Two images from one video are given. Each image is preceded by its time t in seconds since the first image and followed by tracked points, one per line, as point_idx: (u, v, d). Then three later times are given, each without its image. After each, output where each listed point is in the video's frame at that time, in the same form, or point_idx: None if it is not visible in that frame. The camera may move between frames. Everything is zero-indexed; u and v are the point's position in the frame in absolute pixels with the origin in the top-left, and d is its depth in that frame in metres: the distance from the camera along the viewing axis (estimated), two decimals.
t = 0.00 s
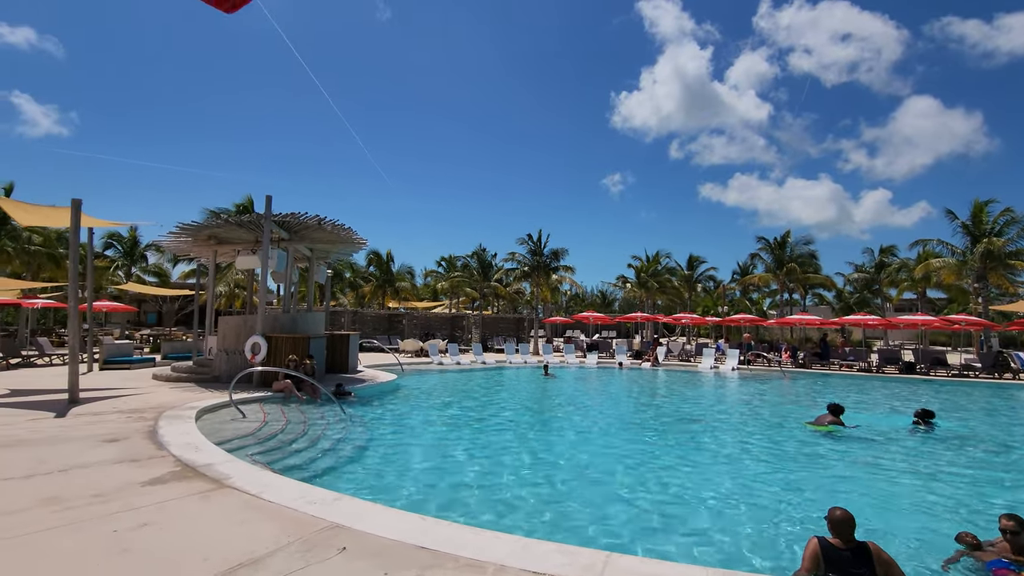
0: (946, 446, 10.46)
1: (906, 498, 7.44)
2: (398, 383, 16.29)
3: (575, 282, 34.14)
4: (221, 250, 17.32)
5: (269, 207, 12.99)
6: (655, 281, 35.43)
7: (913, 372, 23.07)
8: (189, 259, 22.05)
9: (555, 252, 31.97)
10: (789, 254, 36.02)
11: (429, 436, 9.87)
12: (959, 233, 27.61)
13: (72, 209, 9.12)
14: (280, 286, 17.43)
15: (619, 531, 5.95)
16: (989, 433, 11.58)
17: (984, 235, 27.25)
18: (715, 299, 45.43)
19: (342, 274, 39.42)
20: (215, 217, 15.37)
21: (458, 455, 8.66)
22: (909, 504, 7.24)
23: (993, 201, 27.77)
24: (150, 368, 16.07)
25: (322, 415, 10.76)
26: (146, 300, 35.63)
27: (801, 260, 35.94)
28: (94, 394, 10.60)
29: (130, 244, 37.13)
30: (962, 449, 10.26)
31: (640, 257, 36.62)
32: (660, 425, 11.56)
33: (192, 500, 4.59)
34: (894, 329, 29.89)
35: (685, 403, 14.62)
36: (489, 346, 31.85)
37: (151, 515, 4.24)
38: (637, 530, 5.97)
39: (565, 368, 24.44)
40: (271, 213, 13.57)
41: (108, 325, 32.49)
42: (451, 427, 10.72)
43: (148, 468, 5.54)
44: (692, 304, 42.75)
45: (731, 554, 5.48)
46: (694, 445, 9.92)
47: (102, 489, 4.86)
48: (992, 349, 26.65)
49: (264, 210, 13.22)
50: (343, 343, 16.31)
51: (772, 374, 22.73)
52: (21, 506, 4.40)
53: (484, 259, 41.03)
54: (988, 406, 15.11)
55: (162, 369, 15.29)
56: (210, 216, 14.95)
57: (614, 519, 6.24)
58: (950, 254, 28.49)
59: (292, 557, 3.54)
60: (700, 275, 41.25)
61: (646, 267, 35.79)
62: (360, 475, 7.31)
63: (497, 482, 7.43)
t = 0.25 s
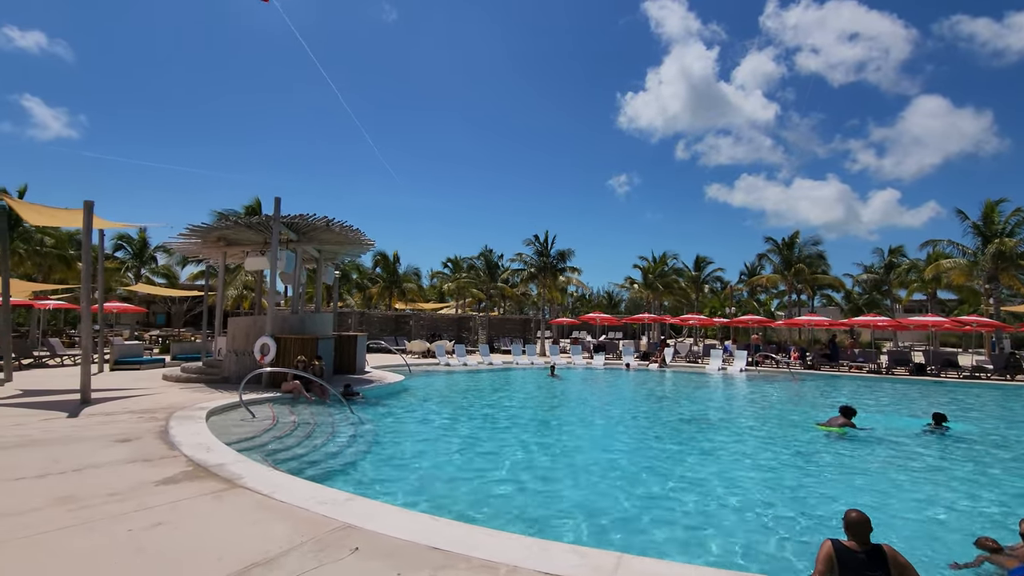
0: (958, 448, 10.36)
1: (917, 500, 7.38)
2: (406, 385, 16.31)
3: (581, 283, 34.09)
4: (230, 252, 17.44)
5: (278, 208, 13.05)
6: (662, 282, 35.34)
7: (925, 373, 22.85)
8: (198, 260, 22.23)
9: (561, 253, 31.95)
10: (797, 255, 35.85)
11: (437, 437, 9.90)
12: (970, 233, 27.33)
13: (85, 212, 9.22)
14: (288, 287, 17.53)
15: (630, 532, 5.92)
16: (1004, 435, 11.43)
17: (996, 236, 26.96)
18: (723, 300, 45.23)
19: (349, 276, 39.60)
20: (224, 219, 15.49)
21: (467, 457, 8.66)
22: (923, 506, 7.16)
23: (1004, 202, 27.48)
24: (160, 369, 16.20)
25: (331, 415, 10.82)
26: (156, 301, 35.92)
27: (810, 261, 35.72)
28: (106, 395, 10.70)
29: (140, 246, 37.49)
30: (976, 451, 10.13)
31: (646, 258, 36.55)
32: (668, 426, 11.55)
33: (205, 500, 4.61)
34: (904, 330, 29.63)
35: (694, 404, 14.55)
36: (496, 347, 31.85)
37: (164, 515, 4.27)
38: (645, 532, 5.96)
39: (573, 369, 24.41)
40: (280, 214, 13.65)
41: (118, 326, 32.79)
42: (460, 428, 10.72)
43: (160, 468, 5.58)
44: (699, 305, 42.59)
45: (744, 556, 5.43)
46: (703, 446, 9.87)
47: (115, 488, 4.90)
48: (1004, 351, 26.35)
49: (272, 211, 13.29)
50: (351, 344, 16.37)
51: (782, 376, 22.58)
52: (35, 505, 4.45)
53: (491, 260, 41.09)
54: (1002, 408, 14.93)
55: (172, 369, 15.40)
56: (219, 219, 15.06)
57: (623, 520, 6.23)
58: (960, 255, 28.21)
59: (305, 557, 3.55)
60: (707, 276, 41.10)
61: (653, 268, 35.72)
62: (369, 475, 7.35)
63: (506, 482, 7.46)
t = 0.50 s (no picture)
0: (965, 449, 10.29)
1: (924, 501, 7.34)
2: (411, 386, 16.31)
3: (585, 284, 34.03)
4: (235, 253, 17.49)
5: (283, 209, 13.09)
6: (666, 283, 35.26)
7: (931, 375, 22.71)
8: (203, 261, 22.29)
9: (565, 254, 31.94)
10: (802, 256, 35.75)
11: (443, 437, 9.91)
12: (977, 233, 27.15)
13: (92, 213, 9.27)
14: (293, 287, 17.58)
15: (637, 533, 5.90)
16: (1014, 437, 11.33)
17: (1003, 236, 26.78)
18: (727, 301, 45.11)
19: (353, 277, 39.65)
20: (229, 220, 15.54)
21: (473, 457, 8.67)
22: (932, 508, 7.10)
23: (1011, 202, 27.30)
24: (165, 369, 16.25)
25: (337, 416, 10.85)
26: (161, 302, 36.05)
27: (815, 262, 35.60)
28: (112, 395, 10.75)
29: (145, 247, 37.65)
30: (986, 453, 10.05)
31: (651, 259, 36.49)
32: (674, 427, 11.53)
33: (212, 500, 4.62)
34: (910, 331, 29.46)
35: (699, 406, 14.50)
36: (499, 349, 31.83)
37: (172, 515, 4.28)
38: (651, 532, 5.94)
39: (577, 370, 24.35)
40: (285, 215, 13.69)
41: (123, 327, 32.91)
42: (466, 429, 10.73)
43: (167, 468, 5.60)
44: (703, 306, 42.48)
45: (753, 557, 5.39)
46: (709, 447, 9.85)
47: (122, 488, 4.92)
48: (1011, 352, 26.15)
49: (277, 212, 13.33)
50: (356, 345, 16.39)
51: (787, 377, 22.48)
52: (44, 505, 4.47)
53: (494, 261, 41.12)
54: (1010, 410, 14.82)
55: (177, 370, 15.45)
56: (225, 220, 15.10)
57: (630, 521, 6.21)
58: (967, 255, 28.04)
59: (314, 557, 3.56)
60: (712, 277, 41.00)
61: (657, 269, 35.66)
62: (375, 475, 7.37)
63: (512, 483, 7.46)
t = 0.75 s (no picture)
0: (968, 449, 10.26)
1: (928, 501, 7.32)
2: (412, 386, 16.28)
3: (586, 284, 33.99)
4: (237, 254, 17.49)
5: (285, 209, 13.09)
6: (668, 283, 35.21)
7: (934, 375, 22.65)
8: (204, 262, 22.28)
9: (567, 255, 31.92)
10: (804, 256, 35.67)
11: (444, 438, 9.90)
12: (979, 233, 27.09)
13: (93, 213, 9.27)
14: (295, 288, 17.59)
15: (640, 534, 5.87)
16: (1019, 437, 11.28)
17: (1005, 236, 26.70)
18: (729, 302, 45.03)
19: (354, 277, 39.64)
20: (231, 221, 15.54)
21: (474, 458, 8.65)
22: (937, 508, 7.07)
23: (1014, 201, 27.24)
24: (166, 370, 16.25)
25: (339, 416, 10.84)
26: (162, 303, 36.07)
27: (816, 262, 35.53)
28: (114, 396, 10.75)
29: (147, 248, 37.67)
30: (992, 453, 10.00)
31: (652, 259, 36.45)
32: (676, 427, 11.51)
33: (214, 500, 4.62)
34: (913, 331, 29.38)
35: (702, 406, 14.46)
36: (501, 349, 31.80)
37: (174, 516, 4.27)
38: (654, 533, 5.92)
39: (578, 371, 24.32)
40: (287, 216, 13.69)
41: (125, 327, 32.94)
42: (468, 429, 10.72)
43: (170, 468, 5.60)
44: (705, 306, 42.41)
45: (757, 559, 5.36)
46: (711, 448, 9.82)
47: (125, 489, 4.91)
48: (1014, 352, 26.08)
49: (279, 212, 13.33)
50: (358, 345, 16.39)
51: (789, 377, 22.44)
52: (46, 506, 4.46)
53: (496, 262, 41.11)
54: (1014, 410, 14.77)
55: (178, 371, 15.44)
56: (226, 220, 15.11)
57: (633, 522, 6.18)
58: (969, 255, 27.97)
59: (316, 558, 3.54)
60: (714, 277, 40.95)
61: (658, 270, 35.60)
62: (376, 476, 7.36)
63: (513, 484, 7.45)
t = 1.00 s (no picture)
0: (969, 448, 10.23)
1: (928, 501, 7.29)
2: (412, 387, 16.26)
3: (586, 284, 33.97)
4: (236, 254, 17.47)
5: (284, 209, 13.07)
6: (668, 283, 35.20)
7: (934, 374, 22.62)
8: (203, 262, 22.23)
9: (567, 255, 31.91)
10: (804, 255, 35.65)
11: (444, 438, 9.86)
12: (979, 233, 27.06)
13: (92, 214, 9.25)
14: (294, 288, 17.56)
15: (641, 535, 5.83)
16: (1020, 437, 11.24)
17: (1006, 235, 26.68)
18: (729, 301, 45.02)
19: (354, 278, 39.65)
20: (230, 221, 15.52)
21: (473, 459, 8.62)
22: (938, 508, 7.05)
23: (1014, 201, 27.21)
24: (165, 371, 16.22)
25: (338, 417, 10.81)
26: (162, 304, 36.09)
27: (817, 261, 35.52)
28: (113, 397, 10.73)
29: (146, 248, 37.69)
30: (993, 453, 9.96)
31: (652, 259, 36.45)
32: (676, 427, 11.49)
33: (211, 502, 4.60)
34: (913, 330, 29.37)
35: (702, 407, 14.42)
36: (501, 349, 31.80)
37: (172, 517, 4.25)
38: (654, 533, 5.88)
39: (578, 371, 24.31)
40: (286, 216, 13.65)
41: (124, 328, 32.94)
42: (468, 430, 10.67)
43: (168, 469, 5.58)
44: (705, 306, 42.40)
45: (757, 559, 5.32)
46: (711, 448, 9.79)
47: (123, 490, 4.90)
48: (1015, 352, 26.06)
49: (278, 212, 13.31)
50: (357, 346, 16.36)
51: (789, 377, 22.42)
52: (44, 507, 4.45)
53: (496, 262, 41.10)
54: (1015, 409, 14.74)
55: (177, 371, 15.41)
56: (225, 220, 15.08)
57: (632, 523, 6.16)
58: (969, 255, 27.96)
59: (313, 561, 3.51)
60: (714, 277, 40.94)
61: (658, 269, 35.59)
62: (375, 477, 7.33)
63: (513, 484, 7.42)
